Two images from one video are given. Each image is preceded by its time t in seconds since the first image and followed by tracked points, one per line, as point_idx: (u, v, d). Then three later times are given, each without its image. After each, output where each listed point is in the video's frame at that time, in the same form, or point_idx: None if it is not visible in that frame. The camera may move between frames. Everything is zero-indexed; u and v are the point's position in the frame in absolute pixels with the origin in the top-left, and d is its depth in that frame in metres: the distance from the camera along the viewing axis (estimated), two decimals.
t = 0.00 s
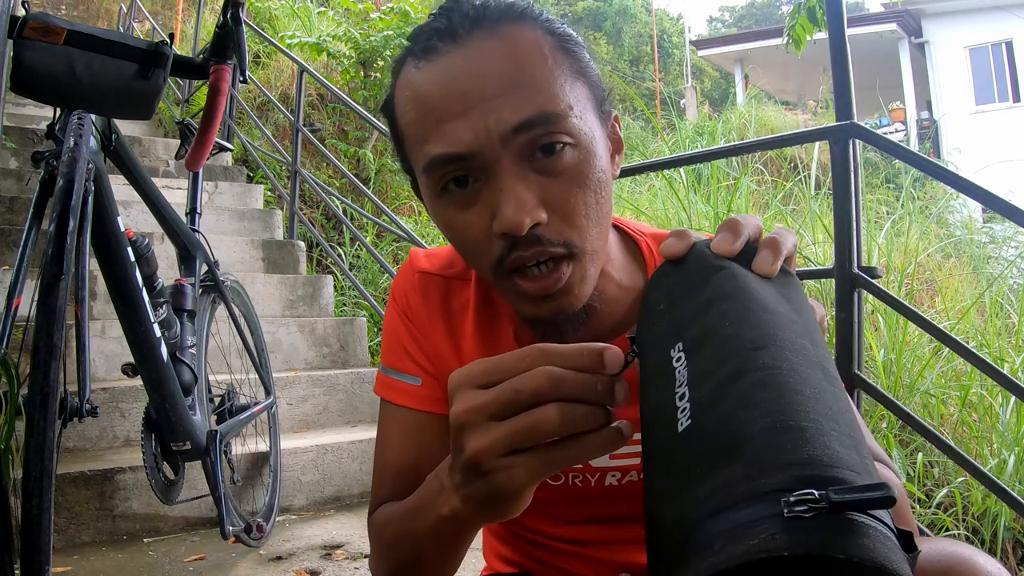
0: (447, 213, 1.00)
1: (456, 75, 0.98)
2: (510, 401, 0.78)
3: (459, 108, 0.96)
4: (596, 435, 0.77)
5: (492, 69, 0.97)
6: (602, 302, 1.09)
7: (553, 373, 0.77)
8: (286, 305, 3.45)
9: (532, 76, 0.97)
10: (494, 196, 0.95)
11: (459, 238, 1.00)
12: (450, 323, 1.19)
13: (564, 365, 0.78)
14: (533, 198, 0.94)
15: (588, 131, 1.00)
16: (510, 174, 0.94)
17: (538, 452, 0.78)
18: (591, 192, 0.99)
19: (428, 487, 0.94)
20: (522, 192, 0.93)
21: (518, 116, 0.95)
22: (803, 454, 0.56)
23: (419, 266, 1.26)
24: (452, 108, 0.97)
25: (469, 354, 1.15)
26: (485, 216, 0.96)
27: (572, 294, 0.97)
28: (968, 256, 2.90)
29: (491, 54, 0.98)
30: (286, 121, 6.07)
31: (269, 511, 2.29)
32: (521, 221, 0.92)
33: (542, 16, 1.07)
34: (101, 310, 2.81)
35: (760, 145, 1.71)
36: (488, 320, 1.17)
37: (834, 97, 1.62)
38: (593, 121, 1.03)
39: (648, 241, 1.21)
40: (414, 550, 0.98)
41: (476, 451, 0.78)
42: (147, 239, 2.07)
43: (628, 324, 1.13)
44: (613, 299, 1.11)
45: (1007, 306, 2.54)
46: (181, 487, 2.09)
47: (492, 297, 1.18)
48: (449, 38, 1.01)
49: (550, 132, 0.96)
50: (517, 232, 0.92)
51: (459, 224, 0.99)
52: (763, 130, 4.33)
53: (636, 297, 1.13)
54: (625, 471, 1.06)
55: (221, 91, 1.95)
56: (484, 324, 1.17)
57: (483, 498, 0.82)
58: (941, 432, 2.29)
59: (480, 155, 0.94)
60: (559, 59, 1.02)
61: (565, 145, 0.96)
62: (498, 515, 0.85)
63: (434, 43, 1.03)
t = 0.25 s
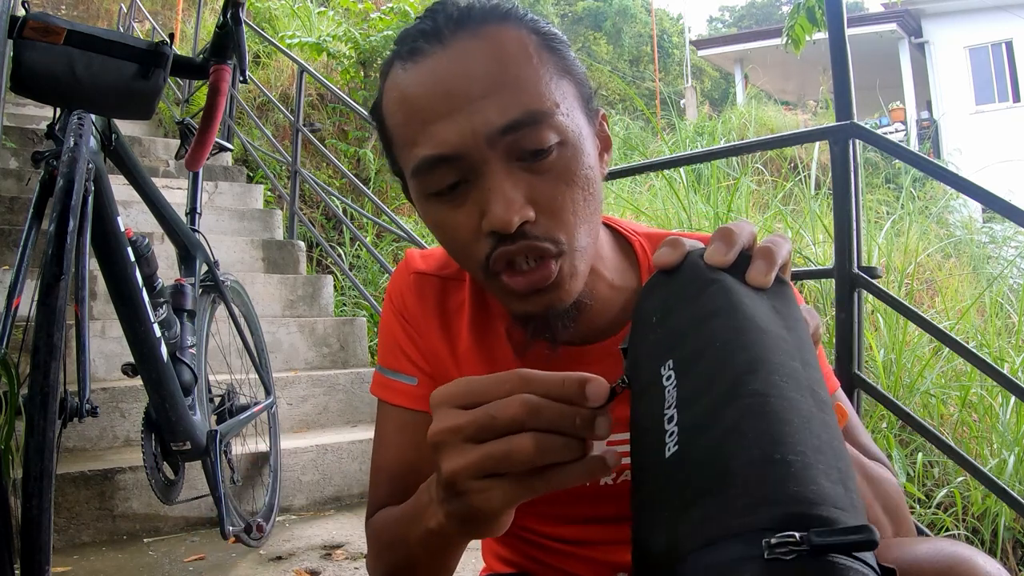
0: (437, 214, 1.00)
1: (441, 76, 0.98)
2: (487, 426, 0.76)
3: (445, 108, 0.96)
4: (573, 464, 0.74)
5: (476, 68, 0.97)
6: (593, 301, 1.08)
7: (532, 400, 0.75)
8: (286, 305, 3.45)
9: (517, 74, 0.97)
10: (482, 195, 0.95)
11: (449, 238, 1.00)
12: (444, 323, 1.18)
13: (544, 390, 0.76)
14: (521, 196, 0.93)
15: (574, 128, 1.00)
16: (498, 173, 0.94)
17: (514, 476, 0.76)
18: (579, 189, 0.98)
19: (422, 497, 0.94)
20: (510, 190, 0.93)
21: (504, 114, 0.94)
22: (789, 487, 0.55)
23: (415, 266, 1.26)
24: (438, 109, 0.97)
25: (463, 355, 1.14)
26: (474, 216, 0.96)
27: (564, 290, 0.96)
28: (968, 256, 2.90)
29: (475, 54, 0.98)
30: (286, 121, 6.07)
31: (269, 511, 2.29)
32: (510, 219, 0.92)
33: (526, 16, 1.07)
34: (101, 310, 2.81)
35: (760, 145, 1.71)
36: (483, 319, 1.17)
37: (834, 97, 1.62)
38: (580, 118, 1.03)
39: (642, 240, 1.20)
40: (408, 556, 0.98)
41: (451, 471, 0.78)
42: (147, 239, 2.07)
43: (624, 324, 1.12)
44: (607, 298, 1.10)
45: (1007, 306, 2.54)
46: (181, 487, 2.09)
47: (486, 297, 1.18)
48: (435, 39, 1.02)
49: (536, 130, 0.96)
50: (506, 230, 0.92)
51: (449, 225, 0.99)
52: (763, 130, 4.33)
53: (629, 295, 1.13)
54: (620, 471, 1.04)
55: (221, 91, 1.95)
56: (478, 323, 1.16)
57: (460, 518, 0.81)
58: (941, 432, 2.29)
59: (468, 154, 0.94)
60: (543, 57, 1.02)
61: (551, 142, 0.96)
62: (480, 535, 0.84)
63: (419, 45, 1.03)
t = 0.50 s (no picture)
0: (430, 213, 1.00)
1: (434, 75, 0.98)
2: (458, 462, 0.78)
3: (437, 106, 0.96)
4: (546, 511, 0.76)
5: (467, 67, 0.97)
6: (589, 299, 1.07)
7: (498, 448, 0.76)
8: (286, 305, 3.45)
9: (508, 72, 0.97)
10: (473, 193, 0.95)
11: (442, 236, 1.00)
12: (444, 319, 1.18)
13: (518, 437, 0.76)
14: (513, 194, 0.93)
15: (567, 125, 1.00)
16: (489, 171, 0.94)
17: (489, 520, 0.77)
18: (571, 187, 0.98)
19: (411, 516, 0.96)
20: (502, 188, 0.93)
21: (495, 112, 0.94)
22: (757, 506, 0.55)
23: (416, 263, 1.27)
24: (431, 107, 0.97)
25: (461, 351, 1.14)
26: (466, 214, 0.95)
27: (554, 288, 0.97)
28: (968, 256, 2.90)
29: (466, 53, 0.98)
30: (286, 121, 6.07)
31: (269, 511, 2.29)
32: (501, 216, 0.92)
33: (520, 16, 1.07)
34: (101, 310, 2.81)
35: (760, 145, 1.71)
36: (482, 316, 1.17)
37: (834, 97, 1.62)
38: (573, 117, 1.03)
39: (639, 240, 1.20)
40: (398, 568, 1.01)
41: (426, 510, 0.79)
42: (147, 239, 2.06)
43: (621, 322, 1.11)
44: (604, 296, 1.10)
45: (1007, 306, 2.54)
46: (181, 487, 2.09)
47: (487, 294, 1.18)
48: (428, 39, 1.02)
49: (527, 127, 0.95)
50: (497, 228, 0.92)
51: (442, 223, 0.99)
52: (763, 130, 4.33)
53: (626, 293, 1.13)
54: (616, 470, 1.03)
55: (221, 91, 1.95)
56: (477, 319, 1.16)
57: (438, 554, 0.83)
58: (941, 432, 2.29)
59: (459, 153, 0.94)
60: (535, 55, 1.02)
61: (543, 140, 0.96)
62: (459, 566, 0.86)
63: (413, 45, 1.03)
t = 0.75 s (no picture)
0: (433, 206, 1.00)
1: (437, 69, 0.98)
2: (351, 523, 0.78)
3: (440, 100, 0.96)
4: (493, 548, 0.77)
5: (470, 62, 0.97)
6: (590, 292, 1.07)
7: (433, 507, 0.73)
8: (286, 305, 3.45)
9: (512, 67, 0.97)
10: (476, 186, 0.95)
11: (445, 230, 1.00)
12: (449, 316, 1.18)
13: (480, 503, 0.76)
14: (515, 186, 0.93)
15: (570, 121, 1.00)
16: (492, 164, 0.94)
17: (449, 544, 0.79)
18: (574, 181, 0.98)
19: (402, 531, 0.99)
20: (504, 181, 0.93)
21: (498, 107, 0.94)
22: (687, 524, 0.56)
23: (421, 259, 1.26)
24: (435, 101, 0.97)
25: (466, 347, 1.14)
26: (468, 207, 0.96)
27: (556, 279, 0.97)
28: (968, 256, 2.90)
29: (470, 49, 0.98)
30: (287, 121, 6.07)
31: (269, 511, 2.30)
32: (503, 209, 0.92)
33: (525, 13, 1.07)
34: (101, 310, 2.81)
35: (760, 145, 1.71)
36: (487, 313, 1.17)
37: (834, 97, 1.62)
38: (576, 112, 1.03)
39: (643, 238, 1.19)
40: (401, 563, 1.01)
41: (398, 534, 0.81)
42: (147, 239, 2.07)
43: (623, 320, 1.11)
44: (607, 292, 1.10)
45: (1006, 306, 2.54)
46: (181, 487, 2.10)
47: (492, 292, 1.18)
48: (432, 34, 1.02)
49: (530, 121, 0.95)
50: (499, 220, 0.92)
51: (443, 215, 0.99)
52: (763, 130, 4.33)
53: (630, 291, 1.12)
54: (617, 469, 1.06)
55: (221, 91, 1.96)
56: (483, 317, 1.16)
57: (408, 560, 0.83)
58: (941, 432, 2.29)
59: (462, 146, 0.94)
60: (540, 52, 1.02)
61: (547, 133, 0.96)
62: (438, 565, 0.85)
63: (418, 40, 1.03)
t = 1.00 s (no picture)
0: (449, 189, 1.01)
1: (462, 53, 0.98)
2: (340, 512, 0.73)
3: (464, 84, 0.97)
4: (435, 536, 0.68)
5: (496, 48, 0.97)
6: (600, 289, 1.09)
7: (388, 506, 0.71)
8: (286, 305, 3.45)
9: (537, 57, 0.97)
10: (494, 171, 0.95)
11: (460, 215, 1.01)
12: (452, 318, 1.19)
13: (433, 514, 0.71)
14: (533, 173, 0.94)
15: (591, 115, 1.00)
16: (511, 150, 0.94)
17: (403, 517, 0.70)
18: (591, 173, 0.98)
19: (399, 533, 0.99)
20: (523, 167, 0.94)
21: (521, 96, 0.95)
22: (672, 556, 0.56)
23: (423, 263, 1.27)
24: (459, 84, 0.97)
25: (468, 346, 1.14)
26: (486, 192, 0.96)
27: (567, 270, 0.97)
28: (968, 256, 2.90)
29: (497, 35, 0.98)
30: (286, 121, 6.07)
31: (269, 511, 2.30)
32: (521, 194, 0.92)
33: (551, 9, 1.08)
34: (101, 310, 2.81)
35: (760, 145, 1.71)
36: (490, 314, 1.17)
37: (834, 98, 1.62)
38: (596, 107, 1.03)
39: (648, 236, 1.20)
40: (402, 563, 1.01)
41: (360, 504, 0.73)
42: (147, 239, 2.07)
43: (626, 318, 1.12)
44: (613, 290, 1.10)
45: (1006, 306, 2.54)
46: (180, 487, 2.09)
47: (496, 296, 1.20)
48: (460, 20, 1.02)
49: (552, 112, 0.95)
50: (516, 206, 0.93)
51: (460, 199, 0.99)
52: (763, 130, 4.33)
53: (636, 291, 1.13)
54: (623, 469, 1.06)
55: (221, 91, 1.96)
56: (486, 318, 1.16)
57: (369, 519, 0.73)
58: (941, 432, 2.29)
59: (483, 131, 0.95)
60: (567, 48, 1.02)
61: (567, 125, 0.96)
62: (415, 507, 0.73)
63: (446, 24, 1.04)
